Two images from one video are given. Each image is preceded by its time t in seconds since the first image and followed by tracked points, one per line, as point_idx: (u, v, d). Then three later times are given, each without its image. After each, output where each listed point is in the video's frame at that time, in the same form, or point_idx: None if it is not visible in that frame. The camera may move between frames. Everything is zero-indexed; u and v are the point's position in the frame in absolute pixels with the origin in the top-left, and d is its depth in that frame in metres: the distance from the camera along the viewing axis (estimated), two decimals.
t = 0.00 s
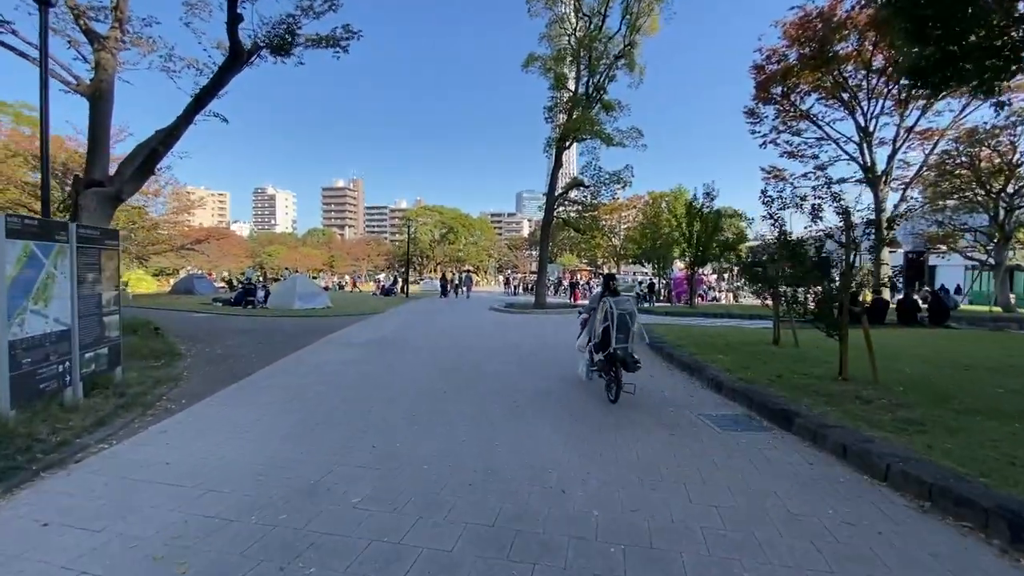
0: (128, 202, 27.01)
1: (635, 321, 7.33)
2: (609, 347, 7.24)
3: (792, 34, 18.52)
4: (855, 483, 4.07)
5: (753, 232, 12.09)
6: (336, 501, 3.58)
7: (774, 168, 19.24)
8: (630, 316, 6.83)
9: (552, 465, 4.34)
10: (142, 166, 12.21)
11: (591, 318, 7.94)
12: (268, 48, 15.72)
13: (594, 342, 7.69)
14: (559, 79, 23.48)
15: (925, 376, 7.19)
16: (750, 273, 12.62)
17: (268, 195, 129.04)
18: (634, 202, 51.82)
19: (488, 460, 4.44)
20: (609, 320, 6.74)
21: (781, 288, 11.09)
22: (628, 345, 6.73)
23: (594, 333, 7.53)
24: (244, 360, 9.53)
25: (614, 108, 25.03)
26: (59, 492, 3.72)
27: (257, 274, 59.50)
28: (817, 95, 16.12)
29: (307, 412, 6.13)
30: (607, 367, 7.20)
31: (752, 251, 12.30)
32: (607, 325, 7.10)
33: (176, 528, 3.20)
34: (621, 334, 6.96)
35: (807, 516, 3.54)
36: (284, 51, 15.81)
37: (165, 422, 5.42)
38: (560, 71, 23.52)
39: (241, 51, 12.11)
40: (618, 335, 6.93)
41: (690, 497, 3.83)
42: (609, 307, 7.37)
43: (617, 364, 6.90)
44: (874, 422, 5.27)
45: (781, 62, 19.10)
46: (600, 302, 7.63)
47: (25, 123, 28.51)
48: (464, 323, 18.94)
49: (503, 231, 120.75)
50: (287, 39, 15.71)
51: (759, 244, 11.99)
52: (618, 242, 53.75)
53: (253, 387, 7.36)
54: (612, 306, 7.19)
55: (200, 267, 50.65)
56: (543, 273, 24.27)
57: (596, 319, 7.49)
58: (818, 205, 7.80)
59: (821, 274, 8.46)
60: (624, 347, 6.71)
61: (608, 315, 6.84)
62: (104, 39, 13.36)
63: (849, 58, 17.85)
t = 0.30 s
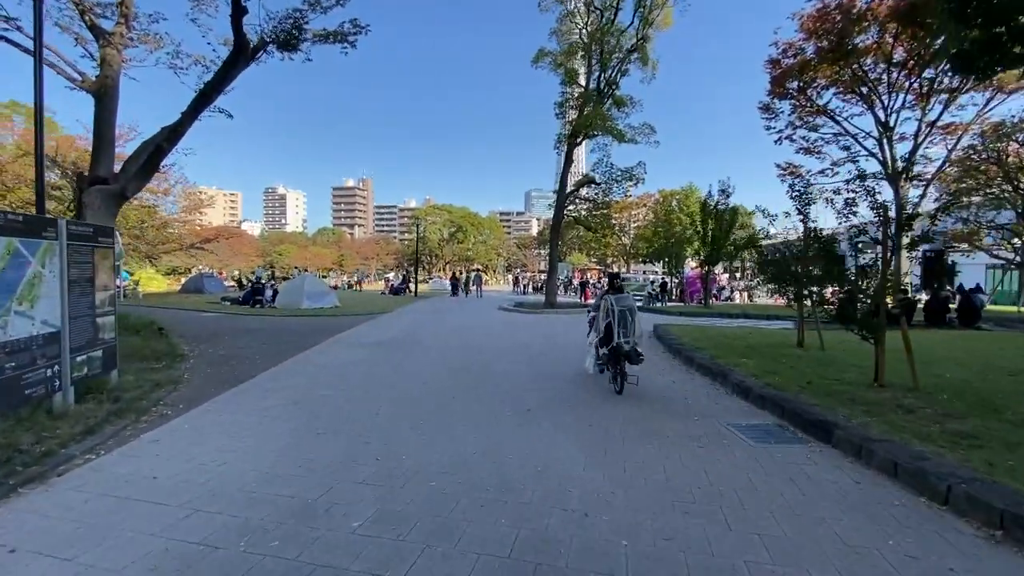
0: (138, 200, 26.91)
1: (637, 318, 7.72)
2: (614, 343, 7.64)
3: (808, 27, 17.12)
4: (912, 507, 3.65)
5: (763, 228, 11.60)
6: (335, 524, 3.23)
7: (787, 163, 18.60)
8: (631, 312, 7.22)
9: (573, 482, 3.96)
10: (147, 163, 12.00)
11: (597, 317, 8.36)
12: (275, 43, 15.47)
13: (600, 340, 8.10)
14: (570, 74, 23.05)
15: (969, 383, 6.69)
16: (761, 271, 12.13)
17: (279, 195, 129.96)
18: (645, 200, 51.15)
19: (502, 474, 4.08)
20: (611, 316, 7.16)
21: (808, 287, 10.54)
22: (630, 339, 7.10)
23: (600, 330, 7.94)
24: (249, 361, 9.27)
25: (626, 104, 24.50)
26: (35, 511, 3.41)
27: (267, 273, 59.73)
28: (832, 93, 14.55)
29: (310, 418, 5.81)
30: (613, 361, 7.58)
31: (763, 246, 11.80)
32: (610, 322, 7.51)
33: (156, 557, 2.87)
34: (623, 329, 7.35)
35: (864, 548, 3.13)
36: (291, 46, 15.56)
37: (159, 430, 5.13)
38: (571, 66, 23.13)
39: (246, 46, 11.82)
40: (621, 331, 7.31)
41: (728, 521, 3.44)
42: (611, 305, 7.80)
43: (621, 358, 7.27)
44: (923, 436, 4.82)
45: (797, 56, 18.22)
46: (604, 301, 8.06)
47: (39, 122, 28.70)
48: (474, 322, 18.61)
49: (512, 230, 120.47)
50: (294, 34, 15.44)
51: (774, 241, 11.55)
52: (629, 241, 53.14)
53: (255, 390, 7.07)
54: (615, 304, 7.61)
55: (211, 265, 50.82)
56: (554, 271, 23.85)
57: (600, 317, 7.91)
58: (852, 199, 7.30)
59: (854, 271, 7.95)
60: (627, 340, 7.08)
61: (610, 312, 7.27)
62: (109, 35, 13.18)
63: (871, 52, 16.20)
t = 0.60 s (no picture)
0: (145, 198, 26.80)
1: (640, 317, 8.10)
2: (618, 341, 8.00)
3: (825, 21, 15.12)
4: (979, 544, 3.23)
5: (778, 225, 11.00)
6: (331, 560, 2.89)
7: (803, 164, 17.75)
8: (636, 311, 7.59)
9: (595, 509, 3.58)
10: (149, 162, 11.77)
11: (601, 317, 8.71)
12: (280, 39, 15.23)
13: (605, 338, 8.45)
14: (579, 70, 22.63)
15: (1017, 395, 6.18)
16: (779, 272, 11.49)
17: (288, 195, 130.69)
18: (655, 199, 50.50)
19: (517, 499, 3.71)
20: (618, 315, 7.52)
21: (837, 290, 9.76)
22: (636, 337, 7.48)
23: (604, 329, 8.29)
24: (251, 365, 8.99)
25: (637, 100, 24.02)
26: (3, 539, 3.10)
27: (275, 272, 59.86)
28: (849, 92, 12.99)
29: (311, 428, 5.48)
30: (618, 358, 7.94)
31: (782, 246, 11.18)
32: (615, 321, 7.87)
33: None
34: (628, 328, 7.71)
35: None
36: (296, 42, 15.28)
37: (149, 444, 4.82)
38: (580, 62, 22.70)
39: (249, 43, 11.52)
40: (627, 330, 7.67)
41: (773, 557, 3.05)
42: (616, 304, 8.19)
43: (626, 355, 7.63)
44: (979, 456, 4.36)
45: (813, 51, 17.39)
46: (609, 301, 8.44)
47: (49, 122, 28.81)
48: (482, 324, 18.25)
49: (519, 229, 120.14)
50: (299, 30, 15.17)
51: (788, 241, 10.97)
52: (638, 240, 52.51)
53: (255, 396, 6.76)
54: (619, 304, 7.99)
55: (220, 265, 50.93)
56: (563, 271, 23.38)
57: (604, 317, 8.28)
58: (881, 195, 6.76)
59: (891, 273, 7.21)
60: (633, 338, 7.45)
61: (616, 312, 7.63)
62: (112, 31, 12.95)
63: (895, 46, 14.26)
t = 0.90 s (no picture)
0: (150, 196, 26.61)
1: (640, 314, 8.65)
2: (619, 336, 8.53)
3: (839, 13, 15.18)
4: None
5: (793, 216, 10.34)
6: None
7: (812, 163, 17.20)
8: (638, 309, 8.13)
9: (613, 535, 3.20)
10: (148, 159, 11.52)
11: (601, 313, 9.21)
12: (283, 34, 14.99)
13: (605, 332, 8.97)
14: (587, 66, 22.25)
15: None
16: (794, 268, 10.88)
17: (296, 195, 131.35)
18: (663, 198, 49.95)
19: (525, 522, 3.34)
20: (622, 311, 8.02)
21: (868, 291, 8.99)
22: (638, 332, 8.03)
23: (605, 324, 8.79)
24: (249, 366, 8.68)
25: (646, 97, 23.58)
26: None
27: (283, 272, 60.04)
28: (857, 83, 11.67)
29: (306, 435, 5.13)
30: (618, 352, 8.48)
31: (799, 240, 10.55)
32: (617, 317, 8.34)
33: None
34: (630, 324, 8.24)
35: None
36: (300, 37, 15.01)
37: (131, 455, 4.50)
38: (588, 58, 22.29)
39: (248, 35, 11.22)
40: (629, 325, 8.20)
41: None
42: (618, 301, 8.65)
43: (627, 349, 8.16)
44: None
45: (826, 45, 17.05)
46: (610, 299, 8.88)
47: (57, 122, 28.89)
48: (488, 324, 17.89)
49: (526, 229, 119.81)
50: (302, 25, 14.89)
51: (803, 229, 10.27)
52: (646, 239, 51.98)
53: (250, 399, 6.44)
54: (621, 301, 8.51)
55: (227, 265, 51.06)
56: (570, 271, 22.88)
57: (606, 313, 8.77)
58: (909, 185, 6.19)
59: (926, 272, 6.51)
60: (635, 332, 8.01)
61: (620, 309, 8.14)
62: (112, 26, 12.71)
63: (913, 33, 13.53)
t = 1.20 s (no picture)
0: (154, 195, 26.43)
1: (636, 314, 9.11)
2: (615, 334, 8.97)
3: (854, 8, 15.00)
4: None
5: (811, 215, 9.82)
6: None
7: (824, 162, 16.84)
8: (636, 308, 8.59)
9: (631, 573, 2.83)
10: (145, 157, 11.24)
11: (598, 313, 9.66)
12: (284, 30, 14.69)
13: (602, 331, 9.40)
14: (594, 63, 21.83)
15: None
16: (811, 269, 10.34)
17: (302, 196, 131.73)
18: (670, 196, 49.42)
19: (529, 557, 2.97)
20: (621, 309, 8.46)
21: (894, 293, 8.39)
22: (634, 329, 8.48)
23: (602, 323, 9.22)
24: (244, 371, 8.38)
25: (655, 93, 23.11)
26: None
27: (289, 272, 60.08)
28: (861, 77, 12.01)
29: (296, 446, 4.78)
30: (614, 349, 8.90)
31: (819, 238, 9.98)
32: (615, 315, 8.78)
33: None
34: (627, 322, 8.69)
35: None
36: (302, 33, 14.73)
37: (104, 473, 4.17)
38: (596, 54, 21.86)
39: (245, 30, 10.92)
40: (626, 323, 8.65)
41: None
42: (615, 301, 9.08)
43: (623, 345, 8.59)
44: None
45: (840, 40, 16.65)
46: (608, 298, 9.31)
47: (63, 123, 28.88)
48: (494, 325, 17.52)
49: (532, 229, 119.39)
50: (304, 20, 14.58)
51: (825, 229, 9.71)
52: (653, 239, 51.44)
53: (242, 406, 6.11)
54: (619, 301, 8.95)
55: (234, 265, 51.05)
56: (577, 272, 22.42)
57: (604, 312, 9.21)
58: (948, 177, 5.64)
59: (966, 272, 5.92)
60: (632, 329, 8.46)
61: (618, 307, 8.59)
62: (110, 22, 12.47)
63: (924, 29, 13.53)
